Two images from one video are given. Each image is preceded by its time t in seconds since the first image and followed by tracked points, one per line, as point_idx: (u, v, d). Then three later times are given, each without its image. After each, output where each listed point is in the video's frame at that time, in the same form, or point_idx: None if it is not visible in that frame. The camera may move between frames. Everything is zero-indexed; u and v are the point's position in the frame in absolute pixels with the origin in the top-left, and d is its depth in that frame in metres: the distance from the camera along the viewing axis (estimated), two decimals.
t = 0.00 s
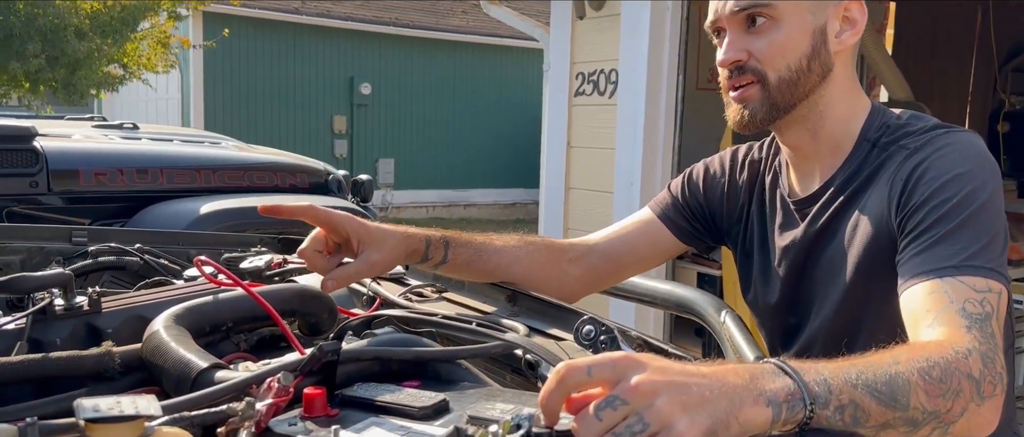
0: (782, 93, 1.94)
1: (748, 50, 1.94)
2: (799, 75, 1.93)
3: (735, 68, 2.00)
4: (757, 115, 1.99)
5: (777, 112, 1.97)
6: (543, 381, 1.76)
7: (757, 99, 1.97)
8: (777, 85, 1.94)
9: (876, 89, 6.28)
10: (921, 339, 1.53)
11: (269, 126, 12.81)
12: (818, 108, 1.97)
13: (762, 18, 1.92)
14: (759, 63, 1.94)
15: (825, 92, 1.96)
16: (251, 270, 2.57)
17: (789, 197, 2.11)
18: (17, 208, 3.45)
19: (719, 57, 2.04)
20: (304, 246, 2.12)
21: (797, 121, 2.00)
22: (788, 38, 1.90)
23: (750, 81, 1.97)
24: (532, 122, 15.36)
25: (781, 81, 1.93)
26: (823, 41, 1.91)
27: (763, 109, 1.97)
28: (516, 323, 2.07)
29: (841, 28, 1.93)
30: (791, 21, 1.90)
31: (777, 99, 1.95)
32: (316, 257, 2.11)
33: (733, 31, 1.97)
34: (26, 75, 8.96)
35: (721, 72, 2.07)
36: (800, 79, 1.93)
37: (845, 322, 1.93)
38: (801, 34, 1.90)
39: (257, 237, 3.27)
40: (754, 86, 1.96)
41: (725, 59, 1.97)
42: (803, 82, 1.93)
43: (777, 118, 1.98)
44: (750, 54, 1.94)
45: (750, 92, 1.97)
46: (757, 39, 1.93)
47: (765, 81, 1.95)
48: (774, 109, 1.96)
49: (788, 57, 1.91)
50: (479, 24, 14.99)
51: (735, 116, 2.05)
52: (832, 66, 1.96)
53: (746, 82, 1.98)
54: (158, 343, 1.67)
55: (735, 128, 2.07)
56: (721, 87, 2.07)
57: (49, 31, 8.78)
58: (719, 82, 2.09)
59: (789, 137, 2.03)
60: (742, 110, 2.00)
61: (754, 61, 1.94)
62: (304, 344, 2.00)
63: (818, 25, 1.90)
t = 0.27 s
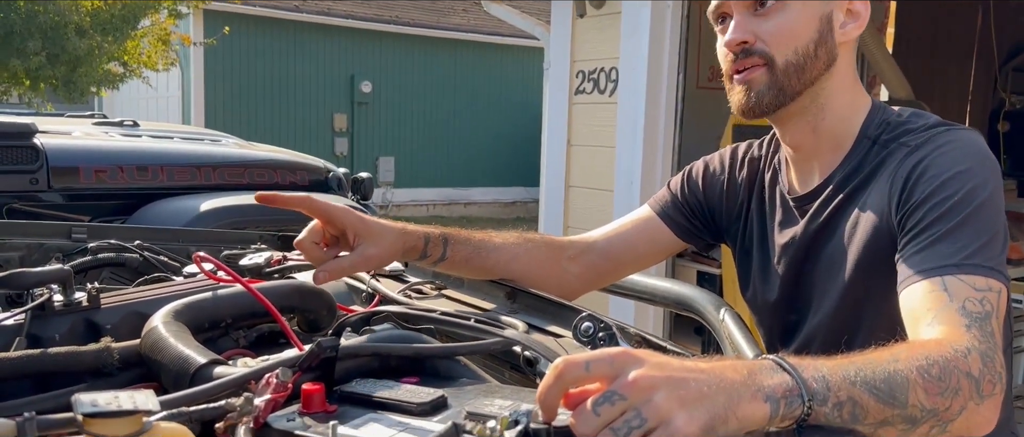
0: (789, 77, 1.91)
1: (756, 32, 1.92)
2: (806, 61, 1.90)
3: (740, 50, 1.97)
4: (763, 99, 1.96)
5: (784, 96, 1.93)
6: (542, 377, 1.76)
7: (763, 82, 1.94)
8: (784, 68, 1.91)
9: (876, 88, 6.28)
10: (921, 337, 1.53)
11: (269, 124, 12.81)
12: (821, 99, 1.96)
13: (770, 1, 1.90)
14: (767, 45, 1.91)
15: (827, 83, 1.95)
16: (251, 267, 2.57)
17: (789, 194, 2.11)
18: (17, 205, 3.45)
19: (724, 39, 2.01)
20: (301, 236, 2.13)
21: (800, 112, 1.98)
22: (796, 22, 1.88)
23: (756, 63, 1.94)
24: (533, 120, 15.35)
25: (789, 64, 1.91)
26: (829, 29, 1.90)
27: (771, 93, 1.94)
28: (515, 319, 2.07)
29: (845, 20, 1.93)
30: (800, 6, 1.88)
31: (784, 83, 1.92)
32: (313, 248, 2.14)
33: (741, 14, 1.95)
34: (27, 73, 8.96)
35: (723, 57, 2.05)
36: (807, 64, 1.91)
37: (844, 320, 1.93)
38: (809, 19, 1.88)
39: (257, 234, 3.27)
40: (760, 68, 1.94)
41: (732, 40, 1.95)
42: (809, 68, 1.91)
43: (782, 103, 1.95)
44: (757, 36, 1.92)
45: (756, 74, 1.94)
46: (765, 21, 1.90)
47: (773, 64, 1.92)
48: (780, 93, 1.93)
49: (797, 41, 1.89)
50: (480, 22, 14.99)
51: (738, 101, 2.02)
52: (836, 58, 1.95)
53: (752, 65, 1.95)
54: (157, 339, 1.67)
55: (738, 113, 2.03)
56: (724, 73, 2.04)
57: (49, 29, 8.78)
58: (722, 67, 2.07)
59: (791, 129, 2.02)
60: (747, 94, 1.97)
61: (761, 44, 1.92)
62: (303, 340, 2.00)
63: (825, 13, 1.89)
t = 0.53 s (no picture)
0: (791, 70, 1.91)
1: (759, 23, 1.89)
2: (809, 53, 1.89)
3: (742, 41, 1.94)
4: (765, 91, 1.94)
5: (786, 89, 1.92)
6: (542, 374, 1.76)
7: (765, 75, 1.93)
8: (787, 60, 1.90)
9: (876, 86, 6.28)
10: (920, 334, 1.53)
11: (269, 122, 12.80)
12: (821, 95, 1.96)
13: None
14: (769, 38, 1.89)
15: (828, 79, 1.95)
16: (250, 264, 2.57)
17: (786, 190, 2.11)
18: (17, 201, 3.44)
19: (726, 30, 1.98)
20: (300, 230, 2.13)
21: (800, 107, 1.97)
22: (799, 14, 1.86)
23: (758, 55, 1.93)
24: (532, 118, 15.35)
25: (792, 57, 1.89)
26: (831, 24, 1.89)
27: (773, 85, 1.93)
28: (515, 316, 2.07)
29: (846, 17, 1.93)
30: None
31: (787, 75, 1.91)
32: (311, 243, 2.14)
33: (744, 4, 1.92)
34: (26, 70, 8.94)
35: (723, 49, 2.03)
36: (809, 58, 1.90)
37: (844, 317, 1.93)
38: (812, 11, 1.87)
39: (256, 230, 3.26)
40: (763, 60, 1.92)
41: (735, 30, 1.92)
42: (812, 60, 1.90)
43: (783, 97, 1.94)
44: (760, 27, 1.90)
45: (759, 66, 1.93)
46: (768, 12, 1.88)
47: (775, 56, 1.91)
48: (783, 86, 1.92)
49: (800, 34, 1.88)
50: (479, 20, 14.98)
51: (739, 94, 2.00)
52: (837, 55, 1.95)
53: (754, 56, 1.94)
54: (155, 334, 1.67)
55: (738, 106, 2.02)
56: (724, 65, 2.02)
57: (49, 26, 8.77)
58: (721, 60, 2.05)
59: (791, 124, 2.02)
60: (749, 86, 1.95)
61: (764, 36, 1.90)
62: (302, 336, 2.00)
63: (829, 7, 1.88)
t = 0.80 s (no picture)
0: (788, 72, 1.91)
1: (755, 26, 1.90)
2: (805, 54, 1.90)
3: (739, 42, 1.95)
4: (762, 93, 1.95)
5: (783, 91, 1.93)
6: (542, 372, 1.75)
7: (761, 77, 1.93)
8: (783, 63, 1.90)
9: (874, 85, 6.29)
10: (920, 332, 1.53)
11: (268, 120, 12.79)
12: (818, 95, 1.96)
13: None
14: (765, 39, 1.90)
15: (825, 80, 1.95)
16: (249, 261, 2.58)
17: (783, 189, 2.11)
18: (16, 199, 3.44)
19: (723, 32, 1.99)
20: (300, 224, 2.13)
21: (798, 108, 1.97)
22: (795, 16, 1.87)
23: (755, 57, 1.94)
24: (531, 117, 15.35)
25: (788, 59, 1.90)
26: (827, 25, 1.90)
27: (770, 87, 1.93)
28: (515, 314, 2.06)
29: (843, 17, 1.92)
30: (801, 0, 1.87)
31: (783, 77, 1.92)
32: (310, 237, 2.13)
33: (739, 7, 1.94)
34: (24, 67, 8.93)
35: (720, 51, 2.04)
36: (805, 59, 1.90)
37: (843, 315, 1.93)
38: (808, 12, 1.87)
39: (255, 228, 3.26)
40: (758, 62, 1.93)
41: (731, 31, 1.93)
42: (808, 62, 1.91)
43: (780, 99, 1.95)
44: (756, 30, 1.90)
45: (755, 68, 1.94)
46: (764, 14, 1.89)
47: (771, 59, 1.91)
48: (779, 87, 1.92)
49: (797, 36, 1.88)
50: (479, 19, 14.97)
51: (737, 95, 2.01)
52: (834, 55, 1.95)
53: (750, 58, 1.95)
54: (154, 333, 1.67)
55: (736, 108, 2.03)
56: (721, 67, 2.04)
57: (47, 23, 8.77)
58: (719, 62, 2.06)
59: (788, 125, 2.02)
60: (745, 88, 1.96)
61: (759, 37, 1.91)
62: (301, 334, 1.99)
63: (826, 9, 1.88)
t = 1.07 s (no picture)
0: (790, 81, 1.91)
1: (755, 36, 1.90)
2: (806, 62, 1.90)
3: (740, 54, 1.95)
4: (765, 103, 1.96)
5: (786, 100, 1.94)
6: (540, 374, 1.75)
7: (764, 87, 1.94)
8: (785, 72, 1.91)
9: (872, 84, 6.29)
10: (920, 331, 1.53)
11: (266, 119, 12.78)
12: (822, 97, 1.97)
13: (770, 8, 1.88)
14: (766, 50, 1.90)
15: (828, 82, 1.96)
16: (248, 262, 2.58)
17: (785, 189, 2.11)
18: (13, 198, 3.43)
19: (723, 42, 1.99)
20: (302, 221, 2.13)
21: (801, 111, 1.99)
22: (795, 24, 1.87)
23: (757, 68, 1.94)
24: (529, 116, 15.34)
25: (790, 68, 1.90)
26: (827, 30, 1.89)
27: (773, 97, 1.94)
28: (514, 315, 2.06)
29: (843, 19, 1.93)
30: (800, 8, 1.87)
31: (785, 86, 1.92)
32: (311, 234, 2.14)
33: (738, 16, 1.93)
34: (21, 65, 8.91)
35: (722, 59, 2.04)
36: (806, 66, 1.91)
37: (843, 314, 1.93)
38: (808, 20, 1.87)
39: (253, 228, 3.25)
40: (761, 74, 1.93)
41: (731, 44, 1.93)
42: (810, 69, 1.91)
43: (784, 107, 1.96)
44: (756, 41, 1.91)
45: (758, 79, 1.94)
46: (765, 25, 1.89)
47: (773, 69, 1.92)
48: (783, 96, 1.94)
49: (797, 45, 1.88)
50: (476, 17, 14.95)
51: (741, 105, 2.02)
52: (835, 57, 1.96)
53: (753, 69, 1.95)
54: (153, 333, 1.66)
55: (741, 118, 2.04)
56: (724, 76, 2.04)
57: (45, 21, 8.75)
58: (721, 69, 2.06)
59: (791, 127, 2.03)
60: (748, 98, 1.98)
61: (761, 48, 1.91)
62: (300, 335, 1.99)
63: (824, 13, 1.88)
